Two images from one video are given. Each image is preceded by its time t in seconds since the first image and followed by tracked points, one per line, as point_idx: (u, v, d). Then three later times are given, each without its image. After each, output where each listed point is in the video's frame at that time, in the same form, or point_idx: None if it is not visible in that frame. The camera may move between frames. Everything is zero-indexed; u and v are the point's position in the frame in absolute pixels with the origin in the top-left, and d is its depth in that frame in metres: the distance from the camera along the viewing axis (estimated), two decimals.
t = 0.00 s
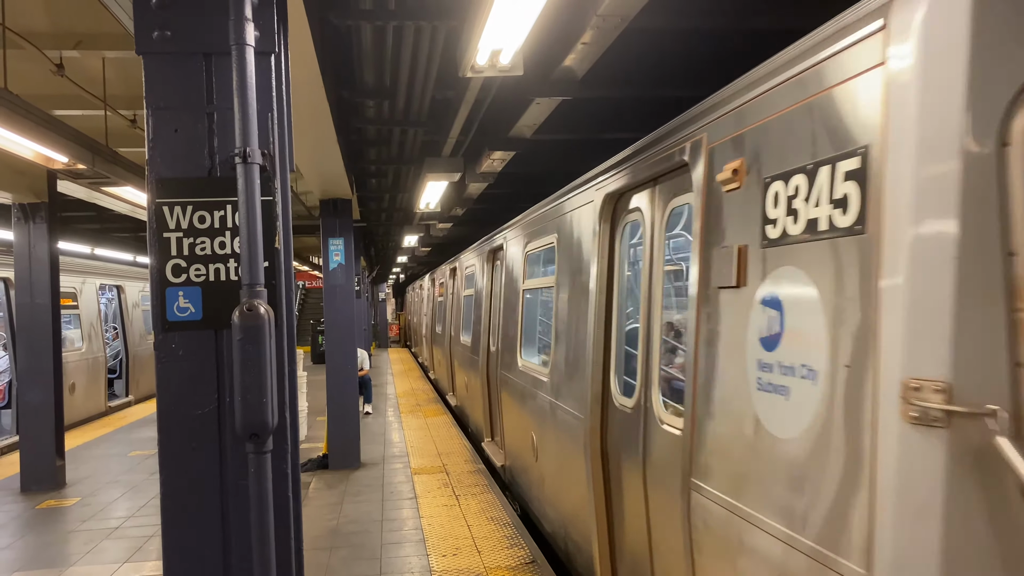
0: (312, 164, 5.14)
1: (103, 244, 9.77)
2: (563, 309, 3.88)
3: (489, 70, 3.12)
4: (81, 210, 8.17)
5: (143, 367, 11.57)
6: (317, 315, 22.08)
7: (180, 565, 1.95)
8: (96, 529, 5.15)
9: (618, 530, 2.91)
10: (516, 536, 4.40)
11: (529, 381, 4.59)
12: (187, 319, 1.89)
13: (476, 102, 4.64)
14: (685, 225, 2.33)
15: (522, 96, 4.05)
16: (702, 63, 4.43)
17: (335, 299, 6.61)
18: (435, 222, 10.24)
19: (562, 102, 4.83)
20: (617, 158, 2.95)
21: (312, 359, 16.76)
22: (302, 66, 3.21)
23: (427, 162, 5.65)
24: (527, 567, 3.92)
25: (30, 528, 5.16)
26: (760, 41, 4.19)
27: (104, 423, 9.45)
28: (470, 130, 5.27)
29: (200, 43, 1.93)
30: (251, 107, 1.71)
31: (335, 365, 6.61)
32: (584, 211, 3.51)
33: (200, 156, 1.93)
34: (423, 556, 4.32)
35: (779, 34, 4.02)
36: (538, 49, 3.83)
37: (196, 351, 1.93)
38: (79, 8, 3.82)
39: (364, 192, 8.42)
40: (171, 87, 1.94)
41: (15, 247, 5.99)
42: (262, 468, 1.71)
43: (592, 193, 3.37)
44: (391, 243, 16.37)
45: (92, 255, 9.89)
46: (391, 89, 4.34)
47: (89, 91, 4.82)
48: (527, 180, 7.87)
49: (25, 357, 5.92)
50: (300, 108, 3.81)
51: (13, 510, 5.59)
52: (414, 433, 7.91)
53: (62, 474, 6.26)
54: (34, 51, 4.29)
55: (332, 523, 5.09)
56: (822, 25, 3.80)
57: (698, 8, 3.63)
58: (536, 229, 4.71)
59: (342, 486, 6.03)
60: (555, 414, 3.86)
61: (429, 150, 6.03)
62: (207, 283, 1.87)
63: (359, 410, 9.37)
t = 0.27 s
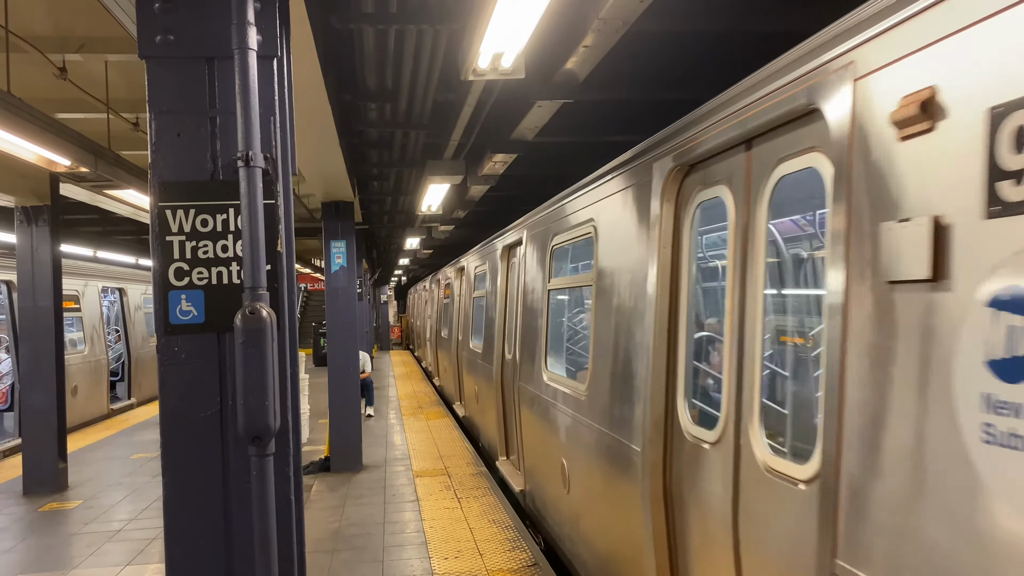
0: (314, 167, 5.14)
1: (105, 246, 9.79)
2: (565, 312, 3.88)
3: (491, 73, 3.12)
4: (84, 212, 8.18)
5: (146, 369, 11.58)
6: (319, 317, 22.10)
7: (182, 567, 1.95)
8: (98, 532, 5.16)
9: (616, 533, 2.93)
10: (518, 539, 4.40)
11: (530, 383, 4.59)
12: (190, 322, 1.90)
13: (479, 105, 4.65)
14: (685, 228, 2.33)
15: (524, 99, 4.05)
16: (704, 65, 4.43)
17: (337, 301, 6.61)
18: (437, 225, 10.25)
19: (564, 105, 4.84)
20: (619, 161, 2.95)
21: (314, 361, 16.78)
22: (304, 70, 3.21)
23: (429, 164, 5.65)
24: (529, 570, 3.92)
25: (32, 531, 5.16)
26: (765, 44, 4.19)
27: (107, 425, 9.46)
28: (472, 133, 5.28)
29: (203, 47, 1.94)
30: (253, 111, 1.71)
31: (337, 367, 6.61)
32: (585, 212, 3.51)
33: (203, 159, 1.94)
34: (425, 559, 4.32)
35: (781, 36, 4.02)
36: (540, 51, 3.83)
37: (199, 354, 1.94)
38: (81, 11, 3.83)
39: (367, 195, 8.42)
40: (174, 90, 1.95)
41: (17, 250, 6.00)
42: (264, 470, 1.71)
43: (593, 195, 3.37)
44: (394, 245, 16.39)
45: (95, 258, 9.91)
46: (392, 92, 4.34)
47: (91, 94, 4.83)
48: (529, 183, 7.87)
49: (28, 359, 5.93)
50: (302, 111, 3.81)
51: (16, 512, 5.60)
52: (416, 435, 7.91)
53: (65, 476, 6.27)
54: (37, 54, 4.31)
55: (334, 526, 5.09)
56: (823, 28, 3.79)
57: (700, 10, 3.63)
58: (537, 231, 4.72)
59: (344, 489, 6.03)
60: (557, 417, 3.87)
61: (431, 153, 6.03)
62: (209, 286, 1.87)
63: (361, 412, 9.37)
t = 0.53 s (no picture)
0: (314, 169, 5.15)
1: (106, 248, 9.78)
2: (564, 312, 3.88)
3: (491, 76, 3.13)
4: (84, 215, 8.18)
5: (146, 371, 11.57)
6: (320, 319, 22.10)
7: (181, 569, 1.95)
8: (98, 534, 5.15)
9: (615, 537, 2.92)
10: (518, 541, 4.39)
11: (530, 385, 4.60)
12: (190, 324, 1.90)
13: (479, 107, 4.65)
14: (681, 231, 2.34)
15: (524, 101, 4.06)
16: (704, 67, 4.43)
17: (337, 304, 6.61)
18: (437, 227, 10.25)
19: (565, 107, 4.84)
20: (618, 163, 2.95)
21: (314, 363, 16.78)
22: (304, 72, 3.21)
23: (430, 167, 5.66)
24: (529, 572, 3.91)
25: (33, 533, 5.16)
26: (765, 46, 4.19)
27: (107, 428, 9.45)
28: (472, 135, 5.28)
29: (204, 50, 1.94)
30: (253, 114, 1.72)
31: (337, 369, 6.61)
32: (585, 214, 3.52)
33: (203, 161, 1.94)
34: (426, 561, 4.31)
35: (781, 39, 4.02)
36: (540, 53, 3.83)
37: (199, 356, 1.94)
38: (82, 13, 3.83)
39: (367, 197, 8.43)
40: (174, 93, 1.95)
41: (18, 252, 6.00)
42: (265, 472, 1.71)
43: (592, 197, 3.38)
44: (394, 247, 16.39)
45: (96, 260, 9.90)
46: (393, 94, 4.34)
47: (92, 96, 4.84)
48: (530, 185, 7.88)
49: (28, 362, 5.93)
50: (303, 113, 3.81)
51: (16, 515, 5.59)
52: (416, 438, 7.91)
53: (65, 478, 6.26)
54: (38, 56, 4.31)
55: (335, 528, 5.09)
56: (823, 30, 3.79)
57: (700, 12, 3.63)
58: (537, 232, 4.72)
59: (344, 491, 6.02)
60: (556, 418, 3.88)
61: (431, 155, 6.04)
62: (209, 288, 1.88)
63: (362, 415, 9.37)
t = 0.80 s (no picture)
0: (314, 170, 5.14)
1: (105, 249, 9.78)
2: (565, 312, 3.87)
3: (490, 76, 3.12)
4: (83, 215, 8.17)
5: (145, 372, 11.56)
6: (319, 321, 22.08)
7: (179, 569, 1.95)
8: (96, 535, 5.14)
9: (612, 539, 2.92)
10: (517, 543, 4.39)
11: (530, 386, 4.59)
12: (187, 324, 1.90)
13: (479, 108, 4.65)
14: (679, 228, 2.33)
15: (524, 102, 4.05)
16: (704, 69, 4.43)
17: (336, 305, 6.60)
18: (437, 228, 10.24)
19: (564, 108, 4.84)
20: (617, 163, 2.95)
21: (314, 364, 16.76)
22: (304, 72, 3.21)
23: (430, 168, 5.65)
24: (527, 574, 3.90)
25: (31, 534, 5.15)
26: (765, 47, 4.19)
27: (106, 429, 9.44)
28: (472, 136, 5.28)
29: (202, 49, 1.94)
30: (252, 113, 1.71)
31: (336, 371, 6.60)
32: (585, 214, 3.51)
33: (202, 161, 1.94)
34: (424, 563, 4.30)
35: (780, 39, 4.02)
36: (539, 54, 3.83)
37: (196, 356, 1.93)
38: (81, 13, 3.83)
39: (367, 198, 8.43)
40: (173, 92, 1.95)
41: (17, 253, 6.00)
42: (262, 473, 1.71)
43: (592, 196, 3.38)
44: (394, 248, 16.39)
45: (95, 261, 9.90)
46: (393, 95, 4.34)
47: (91, 96, 4.83)
48: (529, 186, 7.87)
49: (27, 362, 5.92)
50: (302, 113, 3.80)
51: (14, 515, 5.58)
52: (415, 439, 7.90)
53: (63, 479, 6.25)
54: (37, 57, 4.30)
55: (333, 530, 5.08)
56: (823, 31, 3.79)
57: (699, 13, 3.63)
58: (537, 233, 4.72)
59: (343, 493, 6.01)
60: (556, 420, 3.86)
61: (431, 156, 6.03)
62: (207, 288, 1.87)
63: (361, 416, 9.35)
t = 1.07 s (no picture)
0: (313, 170, 5.13)
1: (103, 248, 9.77)
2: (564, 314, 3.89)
3: (489, 77, 3.12)
4: (82, 215, 8.16)
5: (143, 372, 11.55)
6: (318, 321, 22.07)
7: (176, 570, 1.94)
8: (93, 535, 5.13)
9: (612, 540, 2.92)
10: (515, 544, 4.38)
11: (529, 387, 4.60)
12: (185, 324, 1.89)
13: (477, 108, 4.65)
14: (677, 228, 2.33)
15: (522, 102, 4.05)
16: (702, 70, 4.43)
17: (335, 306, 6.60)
18: (436, 229, 10.25)
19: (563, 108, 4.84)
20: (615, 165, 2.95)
21: (312, 364, 16.75)
22: (302, 72, 3.21)
23: (428, 168, 5.65)
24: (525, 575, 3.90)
25: (29, 534, 5.15)
26: (763, 48, 4.19)
27: (104, 429, 9.43)
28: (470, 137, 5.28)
29: (200, 49, 1.94)
30: (250, 113, 1.71)
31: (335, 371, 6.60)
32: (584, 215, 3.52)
33: (199, 160, 1.94)
34: (422, 564, 4.30)
35: (779, 40, 4.02)
36: (538, 55, 3.83)
37: (194, 356, 1.93)
38: (80, 13, 3.83)
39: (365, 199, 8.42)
40: (171, 92, 1.95)
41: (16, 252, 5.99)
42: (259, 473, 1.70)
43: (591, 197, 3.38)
44: (393, 249, 16.38)
45: (93, 261, 9.88)
46: (391, 95, 4.34)
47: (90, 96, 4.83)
48: (528, 187, 7.87)
49: (25, 362, 5.91)
50: (301, 114, 3.80)
51: (12, 515, 5.58)
52: (413, 440, 7.89)
53: (61, 479, 6.24)
54: (36, 56, 4.30)
55: (331, 530, 5.07)
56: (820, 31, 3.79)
57: (698, 14, 3.63)
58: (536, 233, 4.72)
59: (341, 493, 6.01)
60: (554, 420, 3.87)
61: (429, 157, 6.03)
62: (205, 288, 1.87)
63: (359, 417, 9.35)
